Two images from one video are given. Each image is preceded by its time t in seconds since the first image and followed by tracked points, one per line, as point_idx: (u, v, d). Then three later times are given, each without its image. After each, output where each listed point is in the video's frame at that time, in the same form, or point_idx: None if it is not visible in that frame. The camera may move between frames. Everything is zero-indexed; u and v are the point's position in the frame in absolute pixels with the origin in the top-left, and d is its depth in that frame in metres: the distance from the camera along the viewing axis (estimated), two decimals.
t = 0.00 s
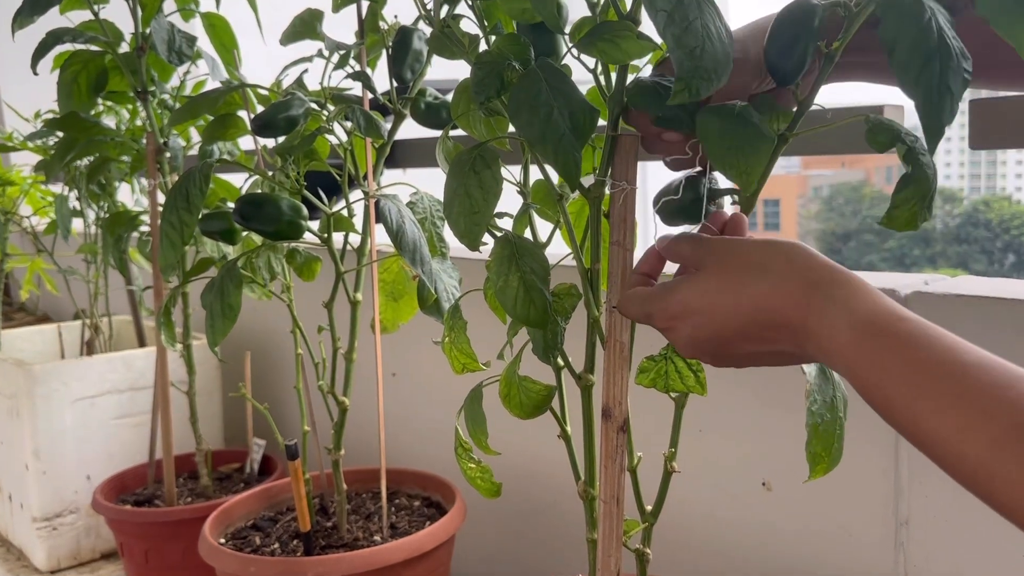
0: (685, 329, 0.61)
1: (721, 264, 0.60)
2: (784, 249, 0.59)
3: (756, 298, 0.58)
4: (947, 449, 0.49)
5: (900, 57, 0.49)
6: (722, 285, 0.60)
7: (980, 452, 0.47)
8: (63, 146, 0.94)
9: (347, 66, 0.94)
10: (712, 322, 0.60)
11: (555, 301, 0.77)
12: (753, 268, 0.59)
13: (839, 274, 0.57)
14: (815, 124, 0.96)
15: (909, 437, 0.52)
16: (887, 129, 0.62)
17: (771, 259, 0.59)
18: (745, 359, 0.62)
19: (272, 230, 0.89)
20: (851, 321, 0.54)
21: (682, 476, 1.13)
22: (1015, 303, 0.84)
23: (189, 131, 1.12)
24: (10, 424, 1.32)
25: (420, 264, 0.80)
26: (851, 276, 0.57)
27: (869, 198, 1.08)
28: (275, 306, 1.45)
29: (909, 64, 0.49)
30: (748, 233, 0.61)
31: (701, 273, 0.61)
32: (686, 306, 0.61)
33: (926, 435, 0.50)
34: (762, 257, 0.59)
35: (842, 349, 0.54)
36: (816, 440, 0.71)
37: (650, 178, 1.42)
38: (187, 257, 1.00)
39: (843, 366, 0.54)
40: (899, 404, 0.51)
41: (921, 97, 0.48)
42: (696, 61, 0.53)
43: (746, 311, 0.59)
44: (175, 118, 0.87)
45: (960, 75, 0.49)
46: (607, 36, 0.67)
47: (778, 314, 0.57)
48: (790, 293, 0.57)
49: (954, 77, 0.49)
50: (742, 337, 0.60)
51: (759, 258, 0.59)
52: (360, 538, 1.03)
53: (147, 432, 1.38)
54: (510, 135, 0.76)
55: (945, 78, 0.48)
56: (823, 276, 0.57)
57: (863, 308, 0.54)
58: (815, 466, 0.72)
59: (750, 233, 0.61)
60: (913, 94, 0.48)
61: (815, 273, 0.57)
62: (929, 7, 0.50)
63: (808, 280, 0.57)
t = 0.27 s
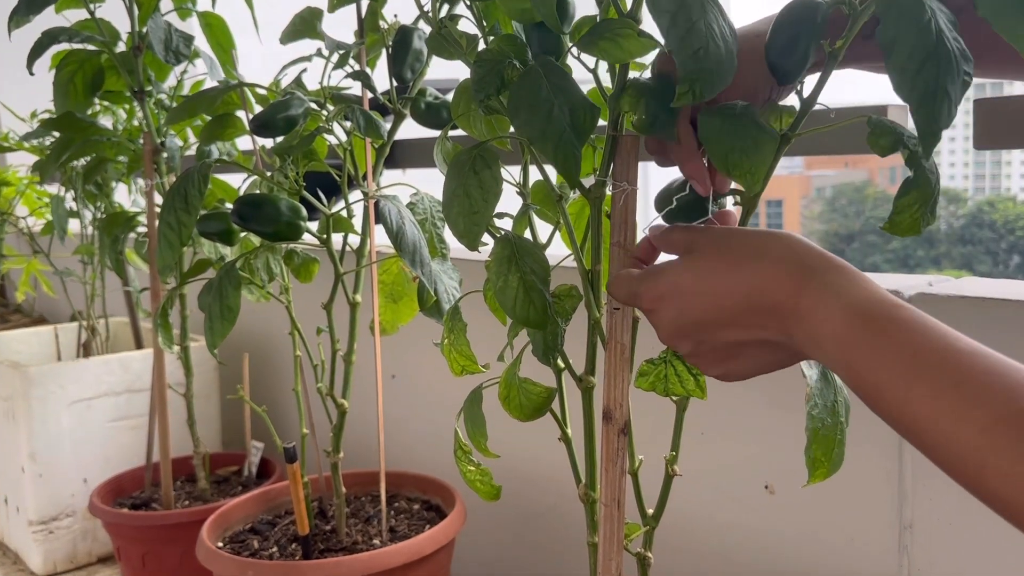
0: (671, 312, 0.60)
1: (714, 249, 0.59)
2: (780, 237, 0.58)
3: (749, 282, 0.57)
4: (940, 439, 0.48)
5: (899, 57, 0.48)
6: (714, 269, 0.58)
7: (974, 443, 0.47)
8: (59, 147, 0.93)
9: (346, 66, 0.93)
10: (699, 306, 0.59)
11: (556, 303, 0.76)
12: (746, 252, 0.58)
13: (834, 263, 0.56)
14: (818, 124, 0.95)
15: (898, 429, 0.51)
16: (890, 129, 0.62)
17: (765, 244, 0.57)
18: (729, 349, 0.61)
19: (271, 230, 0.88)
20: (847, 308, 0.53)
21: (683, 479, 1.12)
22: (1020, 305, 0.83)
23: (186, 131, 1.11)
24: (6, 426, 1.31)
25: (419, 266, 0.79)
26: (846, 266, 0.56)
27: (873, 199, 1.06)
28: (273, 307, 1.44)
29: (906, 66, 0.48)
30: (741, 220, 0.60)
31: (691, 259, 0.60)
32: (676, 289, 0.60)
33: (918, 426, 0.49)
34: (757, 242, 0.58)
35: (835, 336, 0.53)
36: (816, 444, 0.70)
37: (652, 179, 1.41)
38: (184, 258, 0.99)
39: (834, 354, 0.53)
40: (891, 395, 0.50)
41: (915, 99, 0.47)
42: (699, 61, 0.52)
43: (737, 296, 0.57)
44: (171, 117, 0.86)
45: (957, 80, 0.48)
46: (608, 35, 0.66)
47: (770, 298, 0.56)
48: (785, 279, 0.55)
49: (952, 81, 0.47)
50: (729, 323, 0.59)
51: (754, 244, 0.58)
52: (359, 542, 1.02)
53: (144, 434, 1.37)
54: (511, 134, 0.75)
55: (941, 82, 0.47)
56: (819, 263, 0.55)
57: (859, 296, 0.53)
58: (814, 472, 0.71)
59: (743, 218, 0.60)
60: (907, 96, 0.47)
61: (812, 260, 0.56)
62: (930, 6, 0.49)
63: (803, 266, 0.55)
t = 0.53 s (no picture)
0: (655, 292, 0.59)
1: (706, 232, 0.58)
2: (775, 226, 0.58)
3: (739, 265, 0.56)
4: (927, 427, 0.47)
5: (909, 55, 0.47)
6: (703, 251, 0.58)
7: (961, 429, 0.45)
8: (55, 147, 0.92)
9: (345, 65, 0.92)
10: (684, 287, 0.58)
11: (556, 304, 0.75)
12: (738, 237, 0.57)
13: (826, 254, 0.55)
14: (821, 124, 0.94)
15: (883, 418, 0.50)
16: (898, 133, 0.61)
17: (758, 231, 0.57)
18: (711, 337, 0.59)
19: (269, 231, 0.87)
20: (837, 292, 0.52)
21: (685, 482, 1.11)
22: None
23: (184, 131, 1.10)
24: (3, 429, 1.30)
25: (418, 267, 0.78)
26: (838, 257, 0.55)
27: (877, 199, 1.05)
28: (271, 309, 1.43)
29: (917, 65, 0.47)
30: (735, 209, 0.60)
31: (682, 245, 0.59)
32: (664, 271, 0.59)
33: (904, 412, 0.48)
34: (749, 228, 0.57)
35: (823, 320, 0.52)
36: (821, 447, 0.69)
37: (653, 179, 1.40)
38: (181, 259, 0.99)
39: (820, 339, 0.52)
40: (878, 380, 0.49)
41: (925, 100, 0.46)
42: (701, 58, 0.51)
43: (725, 278, 0.56)
44: (168, 117, 0.85)
45: (966, 83, 0.47)
46: (609, 34, 0.66)
47: (759, 282, 0.55)
48: (775, 263, 0.55)
49: (960, 84, 0.47)
50: (714, 307, 0.58)
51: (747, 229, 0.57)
52: (358, 546, 1.01)
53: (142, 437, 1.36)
54: (511, 134, 0.74)
55: (952, 83, 0.46)
56: (812, 251, 0.55)
57: (851, 282, 0.52)
58: (818, 476, 0.70)
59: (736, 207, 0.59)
60: (916, 96, 0.46)
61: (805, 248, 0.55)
62: (938, 7, 0.48)
63: (796, 253, 0.55)
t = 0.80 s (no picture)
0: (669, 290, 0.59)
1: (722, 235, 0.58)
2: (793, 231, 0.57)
3: (755, 269, 0.55)
4: (946, 443, 0.46)
5: (902, 52, 0.46)
6: (718, 256, 0.57)
7: (982, 446, 0.45)
8: (51, 148, 0.92)
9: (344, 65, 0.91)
10: (699, 288, 0.58)
11: (558, 306, 0.74)
12: (755, 241, 0.56)
13: (845, 264, 0.55)
14: (824, 123, 0.93)
15: (898, 432, 0.49)
16: (901, 129, 0.61)
17: (776, 235, 0.56)
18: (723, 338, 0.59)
19: (267, 232, 0.86)
20: (856, 302, 0.51)
21: (687, 485, 1.10)
22: None
23: (181, 131, 1.09)
24: None
25: (418, 268, 0.77)
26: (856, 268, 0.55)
27: (880, 200, 1.05)
28: (270, 310, 1.42)
29: (909, 60, 0.46)
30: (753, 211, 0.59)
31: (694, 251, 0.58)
32: (679, 269, 0.58)
33: (925, 427, 0.47)
34: (767, 232, 0.57)
35: (840, 329, 0.51)
36: (825, 449, 0.68)
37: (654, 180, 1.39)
38: (179, 260, 0.98)
39: (836, 349, 0.51)
40: (896, 394, 0.48)
41: (916, 95, 0.46)
42: (702, 57, 0.50)
43: (741, 281, 0.56)
44: (166, 117, 0.84)
45: (960, 78, 0.47)
46: (610, 33, 0.65)
47: (774, 287, 0.55)
48: (793, 269, 0.54)
49: (954, 78, 0.46)
50: (727, 308, 0.57)
51: (765, 233, 0.57)
52: (358, 549, 1.00)
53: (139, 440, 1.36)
54: (512, 134, 0.74)
55: (944, 78, 0.46)
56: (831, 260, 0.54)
57: (870, 294, 0.52)
58: (822, 477, 0.69)
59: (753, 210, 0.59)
60: (906, 91, 0.46)
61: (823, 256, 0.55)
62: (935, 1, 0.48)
63: (814, 260, 0.54)
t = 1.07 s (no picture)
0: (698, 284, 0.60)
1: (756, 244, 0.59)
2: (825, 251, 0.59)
3: (789, 277, 0.57)
4: (967, 455, 0.49)
5: (916, 54, 0.45)
6: (751, 262, 0.58)
7: (999, 460, 0.47)
8: (47, 148, 0.91)
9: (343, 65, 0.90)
10: (726, 288, 0.59)
11: (558, 307, 0.73)
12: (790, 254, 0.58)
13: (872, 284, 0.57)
14: (826, 123, 0.93)
15: (918, 443, 0.51)
16: (902, 132, 0.59)
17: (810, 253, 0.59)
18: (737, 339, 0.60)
19: (265, 233, 0.86)
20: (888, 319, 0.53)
21: (689, 488, 1.09)
22: None
23: (179, 131, 1.09)
24: None
25: (417, 269, 0.76)
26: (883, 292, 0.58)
27: (885, 200, 1.04)
28: (269, 312, 1.42)
29: (924, 62, 0.45)
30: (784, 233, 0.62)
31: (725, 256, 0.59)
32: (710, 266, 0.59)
33: (947, 441, 0.49)
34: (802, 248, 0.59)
35: (870, 341, 0.53)
36: (824, 453, 0.68)
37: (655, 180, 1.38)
38: (176, 262, 0.97)
39: (865, 359, 0.53)
40: (923, 406, 0.50)
41: (934, 98, 0.44)
42: (704, 56, 0.50)
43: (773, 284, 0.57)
44: (163, 117, 0.83)
45: (974, 80, 0.46)
46: (612, 33, 0.64)
47: (806, 294, 0.56)
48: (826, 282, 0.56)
49: (970, 81, 0.45)
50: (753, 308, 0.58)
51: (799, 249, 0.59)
52: (356, 553, 0.99)
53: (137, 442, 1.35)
54: (512, 134, 0.73)
55: (961, 81, 0.45)
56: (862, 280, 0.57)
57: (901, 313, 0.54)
58: (822, 479, 0.69)
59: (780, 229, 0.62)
60: (925, 95, 0.44)
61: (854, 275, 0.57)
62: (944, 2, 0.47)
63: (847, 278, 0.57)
